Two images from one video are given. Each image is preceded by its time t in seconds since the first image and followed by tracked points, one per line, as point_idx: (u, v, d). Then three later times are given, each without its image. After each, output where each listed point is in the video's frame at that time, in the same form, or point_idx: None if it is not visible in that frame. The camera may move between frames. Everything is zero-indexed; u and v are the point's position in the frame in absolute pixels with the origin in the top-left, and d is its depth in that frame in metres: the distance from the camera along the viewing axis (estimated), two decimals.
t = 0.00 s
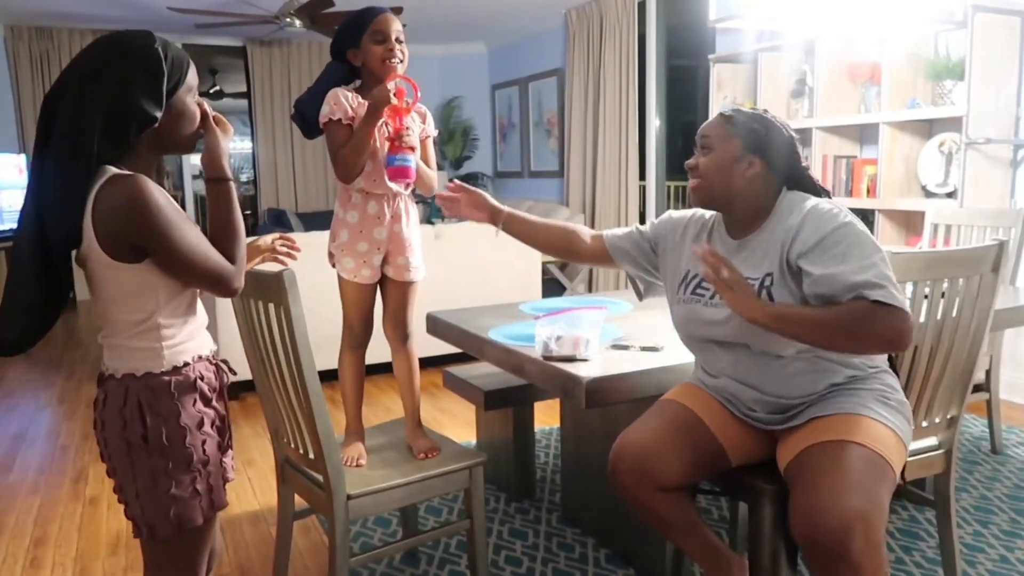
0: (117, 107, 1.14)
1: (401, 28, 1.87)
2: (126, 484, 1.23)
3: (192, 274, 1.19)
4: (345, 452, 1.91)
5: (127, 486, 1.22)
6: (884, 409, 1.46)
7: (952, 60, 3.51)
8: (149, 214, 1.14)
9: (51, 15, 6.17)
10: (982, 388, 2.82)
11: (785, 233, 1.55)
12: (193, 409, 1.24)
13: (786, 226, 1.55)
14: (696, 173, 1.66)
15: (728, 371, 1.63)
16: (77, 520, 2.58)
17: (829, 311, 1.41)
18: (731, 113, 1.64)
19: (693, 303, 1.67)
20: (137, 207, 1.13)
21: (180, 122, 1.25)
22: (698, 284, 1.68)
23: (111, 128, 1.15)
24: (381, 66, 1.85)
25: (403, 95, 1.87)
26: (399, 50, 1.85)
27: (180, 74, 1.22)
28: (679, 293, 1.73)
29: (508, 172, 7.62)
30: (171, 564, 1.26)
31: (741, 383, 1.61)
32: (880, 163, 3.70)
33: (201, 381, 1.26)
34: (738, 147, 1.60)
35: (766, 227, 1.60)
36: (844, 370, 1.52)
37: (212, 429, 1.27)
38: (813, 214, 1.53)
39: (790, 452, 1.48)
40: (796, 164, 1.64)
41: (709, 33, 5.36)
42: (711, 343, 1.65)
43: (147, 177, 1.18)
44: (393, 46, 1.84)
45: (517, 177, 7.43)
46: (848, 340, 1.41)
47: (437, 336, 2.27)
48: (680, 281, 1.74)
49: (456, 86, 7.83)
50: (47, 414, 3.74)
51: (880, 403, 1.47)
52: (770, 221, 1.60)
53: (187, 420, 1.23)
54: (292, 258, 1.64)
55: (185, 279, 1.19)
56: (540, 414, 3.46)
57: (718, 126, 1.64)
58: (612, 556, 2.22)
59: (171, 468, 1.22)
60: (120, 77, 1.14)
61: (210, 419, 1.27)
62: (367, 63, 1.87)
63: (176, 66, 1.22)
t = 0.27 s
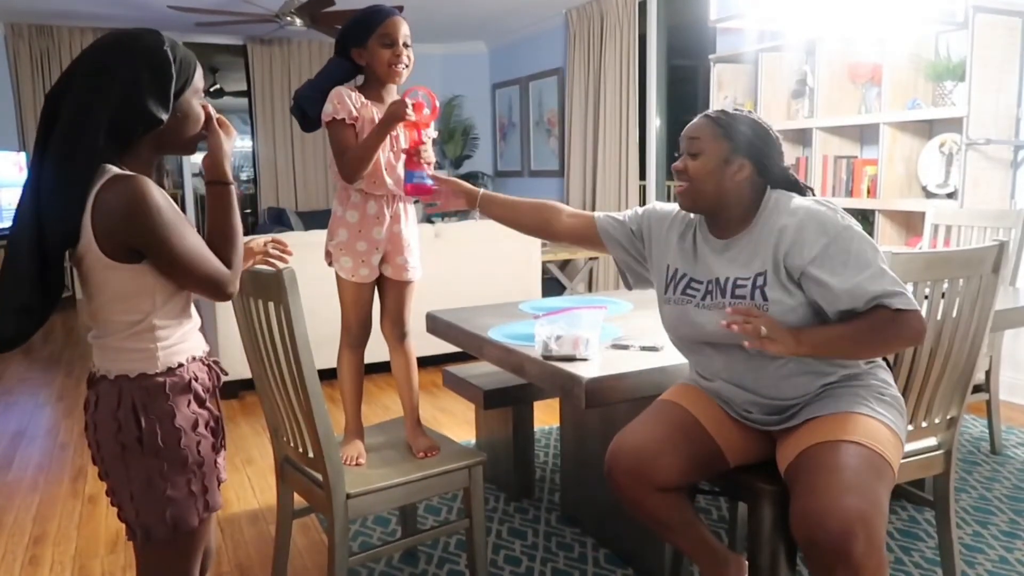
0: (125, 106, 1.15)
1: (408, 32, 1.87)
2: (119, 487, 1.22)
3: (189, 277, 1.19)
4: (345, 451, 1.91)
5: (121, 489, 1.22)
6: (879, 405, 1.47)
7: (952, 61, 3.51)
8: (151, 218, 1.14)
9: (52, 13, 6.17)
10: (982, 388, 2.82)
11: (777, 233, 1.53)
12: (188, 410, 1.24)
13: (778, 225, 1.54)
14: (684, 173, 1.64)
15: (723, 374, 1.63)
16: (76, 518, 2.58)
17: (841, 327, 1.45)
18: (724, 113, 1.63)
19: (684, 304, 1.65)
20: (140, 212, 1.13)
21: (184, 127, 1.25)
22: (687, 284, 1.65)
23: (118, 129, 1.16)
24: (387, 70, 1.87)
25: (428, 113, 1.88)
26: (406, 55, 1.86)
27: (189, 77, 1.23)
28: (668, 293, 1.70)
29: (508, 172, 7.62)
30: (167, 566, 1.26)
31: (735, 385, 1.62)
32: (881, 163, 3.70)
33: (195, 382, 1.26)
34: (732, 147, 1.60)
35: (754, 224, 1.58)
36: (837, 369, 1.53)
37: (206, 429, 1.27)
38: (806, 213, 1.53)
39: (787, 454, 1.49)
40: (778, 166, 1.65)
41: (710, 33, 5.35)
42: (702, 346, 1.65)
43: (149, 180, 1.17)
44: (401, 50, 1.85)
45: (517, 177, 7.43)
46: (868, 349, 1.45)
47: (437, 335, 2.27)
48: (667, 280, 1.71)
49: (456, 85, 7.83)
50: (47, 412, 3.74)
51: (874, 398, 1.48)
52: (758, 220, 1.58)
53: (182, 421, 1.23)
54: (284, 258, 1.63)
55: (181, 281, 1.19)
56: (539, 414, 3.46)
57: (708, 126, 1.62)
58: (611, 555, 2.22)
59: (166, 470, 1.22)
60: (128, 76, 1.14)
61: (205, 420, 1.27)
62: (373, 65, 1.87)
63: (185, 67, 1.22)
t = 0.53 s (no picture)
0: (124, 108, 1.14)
1: (414, 35, 1.87)
2: (117, 493, 1.22)
3: (187, 279, 1.19)
4: (342, 451, 1.91)
5: (119, 495, 1.22)
6: (875, 407, 1.47)
7: (954, 63, 3.51)
8: (150, 221, 1.14)
9: (53, 10, 6.16)
10: (981, 392, 2.82)
11: (775, 239, 1.52)
12: (184, 414, 1.24)
13: (777, 231, 1.53)
14: (685, 178, 1.61)
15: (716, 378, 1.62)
16: (74, 516, 2.57)
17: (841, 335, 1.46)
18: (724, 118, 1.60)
19: (678, 312, 1.63)
20: (139, 215, 1.13)
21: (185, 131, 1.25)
22: (681, 291, 1.63)
23: (115, 132, 1.15)
24: (392, 73, 1.86)
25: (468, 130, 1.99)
26: (411, 59, 1.86)
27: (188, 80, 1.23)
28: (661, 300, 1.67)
29: (508, 171, 7.61)
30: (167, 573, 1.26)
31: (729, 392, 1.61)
32: (881, 166, 3.69)
33: (191, 386, 1.26)
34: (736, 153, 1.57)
35: (750, 230, 1.57)
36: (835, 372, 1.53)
37: (203, 433, 1.28)
38: (804, 217, 1.53)
39: (783, 458, 1.48)
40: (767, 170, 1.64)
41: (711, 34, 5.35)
42: (704, 351, 1.62)
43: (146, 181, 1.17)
44: (405, 54, 1.84)
45: (517, 176, 7.43)
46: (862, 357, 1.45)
47: (435, 336, 2.27)
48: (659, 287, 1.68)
49: (457, 84, 7.82)
50: (45, 410, 3.74)
51: (870, 401, 1.48)
52: (755, 225, 1.57)
53: (179, 426, 1.23)
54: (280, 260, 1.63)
55: (178, 283, 1.19)
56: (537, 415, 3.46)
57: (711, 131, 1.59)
58: (609, 557, 2.22)
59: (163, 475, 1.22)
60: (127, 76, 1.14)
61: (201, 424, 1.27)
62: (377, 67, 1.86)
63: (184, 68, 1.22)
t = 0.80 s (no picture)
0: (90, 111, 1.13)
1: (403, 38, 1.86)
2: (102, 503, 1.22)
3: (157, 286, 1.15)
4: (331, 453, 1.91)
5: (104, 505, 1.22)
6: (862, 413, 1.48)
7: (941, 73, 3.54)
8: (124, 226, 1.11)
9: (43, 9, 6.14)
10: (966, 398, 2.84)
11: (766, 245, 1.54)
12: (169, 422, 1.23)
13: (770, 238, 1.55)
14: (683, 183, 1.65)
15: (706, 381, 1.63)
16: (59, 518, 2.56)
17: (829, 342, 1.45)
18: (721, 122, 1.63)
19: (669, 317, 1.65)
20: (110, 218, 1.11)
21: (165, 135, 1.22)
22: (673, 297, 1.66)
23: (84, 135, 1.14)
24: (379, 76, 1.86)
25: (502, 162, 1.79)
26: (399, 61, 1.84)
27: (166, 76, 1.20)
28: (654, 306, 1.69)
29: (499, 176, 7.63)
30: None
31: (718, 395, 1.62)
32: (869, 174, 3.72)
33: (178, 393, 1.25)
34: (732, 158, 1.60)
35: (744, 236, 1.59)
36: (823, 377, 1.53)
37: (192, 442, 1.27)
38: (796, 225, 1.54)
39: (767, 460, 1.50)
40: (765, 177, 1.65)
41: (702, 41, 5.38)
42: (696, 353, 1.63)
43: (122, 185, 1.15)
44: (392, 56, 1.83)
45: (508, 181, 7.44)
46: (848, 368, 1.45)
47: (425, 338, 2.27)
48: (654, 294, 1.71)
49: (449, 89, 7.83)
50: (30, 411, 3.71)
51: (858, 407, 1.48)
52: (749, 232, 1.59)
53: (162, 434, 1.22)
54: (279, 262, 1.51)
55: (149, 289, 1.15)
56: (526, 418, 3.46)
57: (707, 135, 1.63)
58: (596, 560, 2.22)
59: (146, 483, 1.21)
60: (100, 76, 1.13)
61: (189, 432, 1.26)
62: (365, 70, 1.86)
63: (159, 62, 1.20)
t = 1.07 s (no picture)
0: (9, 107, 1.07)
1: (387, 25, 1.80)
2: (83, 503, 1.18)
3: (73, 296, 1.02)
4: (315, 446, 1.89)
5: (84, 506, 1.17)
6: (849, 404, 1.48)
7: (924, 63, 3.55)
8: (52, 226, 1.00)
9: None
10: (947, 386, 2.87)
11: (761, 234, 1.53)
12: (143, 425, 1.15)
13: (766, 227, 1.54)
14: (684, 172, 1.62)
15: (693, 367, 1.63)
16: (40, 514, 2.53)
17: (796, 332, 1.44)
18: (718, 108, 1.60)
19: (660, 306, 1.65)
20: (32, 221, 1.00)
21: (110, 134, 1.11)
22: (666, 285, 1.65)
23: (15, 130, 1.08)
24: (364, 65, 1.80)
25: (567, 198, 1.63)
26: (383, 49, 1.78)
27: (102, 67, 1.09)
28: (646, 295, 1.69)
29: (484, 168, 7.61)
30: None
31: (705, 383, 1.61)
32: (853, 164, 3.73)
33: (154, 395, 1.16)
34: (732, 147, 1.58)
35: (739, 225, 1.58)
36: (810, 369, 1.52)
37: (174, 445, 1.18)
38: (792, 214, 1.52)
39: (752, 446, 1.50)
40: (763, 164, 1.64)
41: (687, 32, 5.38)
42: (684, 342, 1.63)
43: (59, 180, 1.05)
44: (376, 45, 1.77)
45: (493, 173, 7.42)
46: (807, 364, 1.43)
47: (410, 330, 2.26)
48: (648, 282, 1.70)
49: (433, 80, 7.78)
50: (10, 406, 3.66)
51: (845, 398, 1.48)
52: (744, 220, 1.58)
53: (136, 436, 1.14)
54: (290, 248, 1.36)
55: (67, 298, 1.02)
56: (511, 410, 3.46)
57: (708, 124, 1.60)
58: (582, 551, 2.23)
59: (116, 488, 1.15)
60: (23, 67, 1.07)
61: (170, 435, 1.18)
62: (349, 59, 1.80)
63: (97, 51, 1.10)
